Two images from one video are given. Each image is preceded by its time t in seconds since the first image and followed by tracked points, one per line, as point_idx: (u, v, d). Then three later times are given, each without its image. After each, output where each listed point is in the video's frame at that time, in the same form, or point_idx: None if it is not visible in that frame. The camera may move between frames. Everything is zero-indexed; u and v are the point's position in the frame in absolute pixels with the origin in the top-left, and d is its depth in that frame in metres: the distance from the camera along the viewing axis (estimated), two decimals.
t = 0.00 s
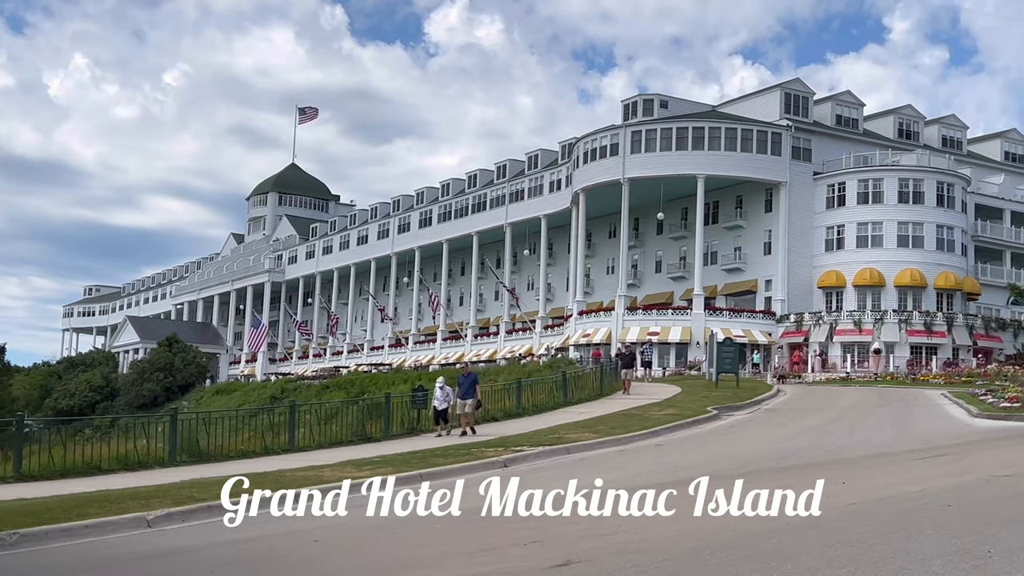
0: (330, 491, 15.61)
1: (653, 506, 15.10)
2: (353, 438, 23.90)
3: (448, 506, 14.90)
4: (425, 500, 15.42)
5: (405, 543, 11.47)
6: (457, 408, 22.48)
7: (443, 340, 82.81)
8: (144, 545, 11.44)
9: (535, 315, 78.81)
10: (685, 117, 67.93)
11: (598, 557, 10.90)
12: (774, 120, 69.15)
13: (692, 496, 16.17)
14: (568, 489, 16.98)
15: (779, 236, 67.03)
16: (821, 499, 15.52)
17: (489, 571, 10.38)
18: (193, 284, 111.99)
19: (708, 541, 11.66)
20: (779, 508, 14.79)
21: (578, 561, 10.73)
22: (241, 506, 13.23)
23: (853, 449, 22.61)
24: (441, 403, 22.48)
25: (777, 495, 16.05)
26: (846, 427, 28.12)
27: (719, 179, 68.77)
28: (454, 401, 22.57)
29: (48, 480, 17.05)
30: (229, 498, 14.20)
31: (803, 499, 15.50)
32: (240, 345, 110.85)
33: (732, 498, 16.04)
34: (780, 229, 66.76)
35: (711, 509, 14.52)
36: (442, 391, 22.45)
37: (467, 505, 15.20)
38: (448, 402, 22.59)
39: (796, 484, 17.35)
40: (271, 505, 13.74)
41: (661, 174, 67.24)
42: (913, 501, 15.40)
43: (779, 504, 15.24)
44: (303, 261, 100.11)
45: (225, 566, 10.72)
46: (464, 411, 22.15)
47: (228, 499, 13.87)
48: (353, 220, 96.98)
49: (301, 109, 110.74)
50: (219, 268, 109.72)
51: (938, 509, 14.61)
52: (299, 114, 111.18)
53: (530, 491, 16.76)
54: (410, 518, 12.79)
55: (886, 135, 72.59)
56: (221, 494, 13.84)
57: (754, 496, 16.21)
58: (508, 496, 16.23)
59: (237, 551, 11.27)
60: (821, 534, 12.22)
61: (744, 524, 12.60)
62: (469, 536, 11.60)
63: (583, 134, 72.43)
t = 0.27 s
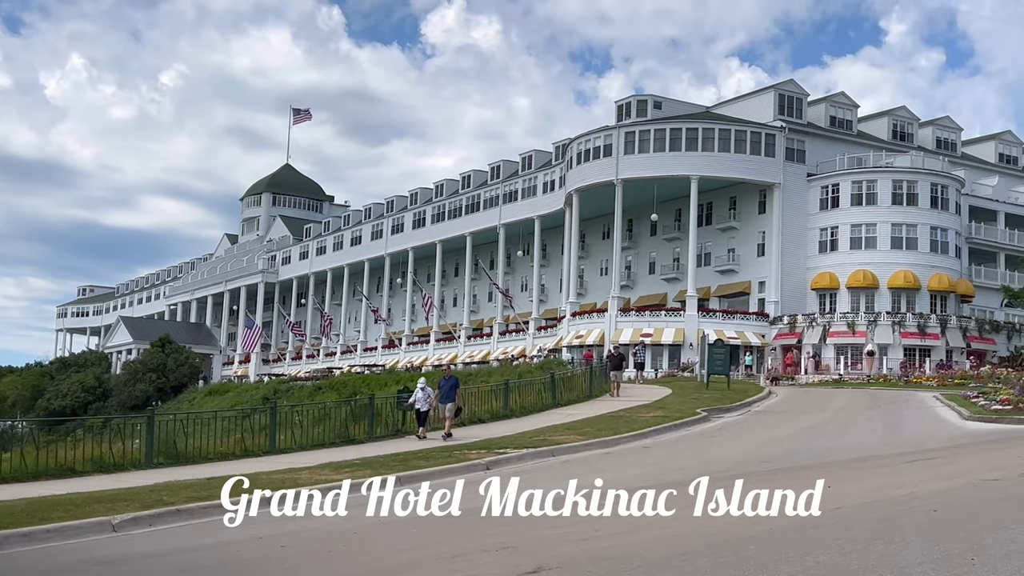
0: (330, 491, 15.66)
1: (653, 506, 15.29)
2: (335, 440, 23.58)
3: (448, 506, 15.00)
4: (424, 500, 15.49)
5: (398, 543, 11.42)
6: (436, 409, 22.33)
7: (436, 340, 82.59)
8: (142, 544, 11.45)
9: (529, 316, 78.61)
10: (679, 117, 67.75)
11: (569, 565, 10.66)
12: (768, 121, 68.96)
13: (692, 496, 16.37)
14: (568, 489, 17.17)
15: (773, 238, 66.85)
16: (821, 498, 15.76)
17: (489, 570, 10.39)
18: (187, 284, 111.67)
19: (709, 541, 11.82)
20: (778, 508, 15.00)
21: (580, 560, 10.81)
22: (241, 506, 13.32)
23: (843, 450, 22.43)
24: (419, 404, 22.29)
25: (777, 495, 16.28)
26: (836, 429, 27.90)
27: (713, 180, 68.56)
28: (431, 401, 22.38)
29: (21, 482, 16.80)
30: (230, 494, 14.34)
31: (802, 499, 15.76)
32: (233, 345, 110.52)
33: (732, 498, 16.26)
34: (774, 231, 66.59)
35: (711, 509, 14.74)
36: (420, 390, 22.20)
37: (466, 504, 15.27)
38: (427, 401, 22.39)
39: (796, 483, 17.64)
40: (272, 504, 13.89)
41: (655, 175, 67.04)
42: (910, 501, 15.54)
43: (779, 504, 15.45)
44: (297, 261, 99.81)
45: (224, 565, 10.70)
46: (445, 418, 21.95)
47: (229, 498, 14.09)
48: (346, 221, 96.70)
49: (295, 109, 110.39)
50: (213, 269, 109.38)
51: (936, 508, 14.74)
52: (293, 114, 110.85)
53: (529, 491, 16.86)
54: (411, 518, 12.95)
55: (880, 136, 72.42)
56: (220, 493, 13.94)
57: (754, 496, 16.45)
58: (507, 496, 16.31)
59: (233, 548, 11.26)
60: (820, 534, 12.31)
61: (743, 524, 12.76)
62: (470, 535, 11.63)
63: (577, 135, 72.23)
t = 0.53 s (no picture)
0: (331, 490, 15.71)
1: (653, 506, 15.53)
2: (316, 442, 23.18)
3: (448, 506, 15.09)
4: (424, 500, 15.52)
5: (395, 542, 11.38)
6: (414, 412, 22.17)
7: (429, 341, 82.38)
8: (138, 543, 11.44)
9: (522, 316, 78.41)
10: (672, 118, 67.54)
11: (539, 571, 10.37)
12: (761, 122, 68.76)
13: (692, 496, 16.62)
14: (568, 489, 17.37)
15: (766, 239, 66.66)
16: (820, 498, 16.02)
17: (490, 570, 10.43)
18: (179, 285, 111.30)
19: (712, 540, 11.96)
20: (779, 508, 15.21)
21: (584, 560, 10.88)
22: (242, 506, 13.40)
23: (832, 452, 22.25)
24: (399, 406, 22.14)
25: (776, 494, 16.56)
26: (826, 431, 27.69)
27: (706, 181, 68.33)
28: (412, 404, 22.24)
29: None
30: (230, 500, 14.58)
31: (801, 499, 16.04)
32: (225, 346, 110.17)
33: (732, 498, 16.52)
34: (767, 232, 66.39)
35: (711, 509, 14.97)
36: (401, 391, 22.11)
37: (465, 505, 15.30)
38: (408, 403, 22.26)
39: (797, 483, 17.89)
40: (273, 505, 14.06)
41: (648, 176, 66.81)
42: (906, 502, 15.67)
43: (778, 504, 15.70)
44: (290, 262, 99.48)
45: (229, 563, 10.64)
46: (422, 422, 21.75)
47: (230, 498, 14.42)
48: (340, 221, 96.38)
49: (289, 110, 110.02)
50: (206, 269, 109.03)
51: (935, 508, 14.85)
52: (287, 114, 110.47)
53: (529, 490, 16.97)
54: (411, 519, 13.10)
55: (874, 138, 72.26)
56: (221, 496, 14.04)
57: (754, 496, 16.71)
58: (508, 495, 16.40)
59: (233, 547, 11.20)
60: (821, 533, 12.38)
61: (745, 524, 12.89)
62: (470, 536, 11.67)
63: (570, 135, 71.99)
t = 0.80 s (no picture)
0: (331, 490, 15.81)
1: (653, 506, 15.70)
2: (297, 442, 22.70)
3: (449, 506, 15.19)
4: (424, 500, 15.59)
5: (395, 543, 11.46)
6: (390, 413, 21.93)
7: (421, 342, 82.14)
8: (134, 540, 11.47)
9: (514, 317, 78.17)
10: (665, 118, 67.32)
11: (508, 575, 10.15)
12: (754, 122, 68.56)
13: (692, 496, 16.82)
14: (568, 489, 17.53)
15: (758, 239, 66.45)
16: (820, 498, 16.23)
17: (495, 568, 10.54)
18: (171, 284, 110.88)
19: (714, 538, 12.13)
20: (778, 508, 15.44)
21: (589, 557, 11.08)
22: (242, 506, 13.50)
23: (820, 454, 21.94)
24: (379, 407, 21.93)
25: (776, 494, 16.75)
26: (815, 432, 27.40)
27: (699, 181, 68.09)
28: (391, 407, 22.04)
29: None
30: (230, 498, 14.66)
31: (800, 499, 16.24)
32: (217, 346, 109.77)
33: (731, 498, 16.73)
34: (760, 232, 66.20)
35: (712, 509, 15.15)
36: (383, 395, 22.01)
37: (467, 504, 15.43)
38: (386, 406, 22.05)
39: (796, 482, 18.07)
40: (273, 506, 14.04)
41: (640, 176, 66.60)
42: (907, 501, 15.90)
43: (778, 504, 15.93)
44: (281, 262, 99.15)
45: (241, 557, 10.74)
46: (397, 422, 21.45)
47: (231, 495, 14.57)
48: (332, 221, 96.06)
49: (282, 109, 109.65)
50: (198, 269, 108.60)
51: (933, 508, 15.03)
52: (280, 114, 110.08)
53: (529, 491, 17.11)
54: (415, 519, 13.22)
55: (867, 138, 72.11)
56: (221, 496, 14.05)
57: (754, 495, 16.91)
58: (508, 496, 16.52)
59: (241, 544, 11.33)
60: (821, 532, 12.57)
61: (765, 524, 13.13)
62: (476, 539, 11.82)
63: (562, 135, 71.74)
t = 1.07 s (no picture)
0: (331, 491, 15.74)
1: (653, 506, 15.68)
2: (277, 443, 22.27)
3: (449, 506, 15.10)
4: (425, 500, 15.49)
5: (396, 542, 11.40)
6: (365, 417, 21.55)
7: (413, 341, 81.88)
8: (119, 542, 11.35)
9: (506, 317, 77.93)
10: (657, 117, 67.10)
11: None
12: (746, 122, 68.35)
13: (692, 496, 16.82)
14: (568, 489, 17.49)
15: (751, 239, 66.24)
16: (820, 498, 16.26)
17: (498, 568, 10.51)
18: (163, 284, 110.48)
19: (717, 537, 12.09)
20: (778, 507, 15.46)
21: (593, 558, 11.08)
22: (242, 505, 13.47)
23: (808, 456, 21.66)
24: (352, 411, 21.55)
25: (776, 494, 16.75)
26: (803, 433, 27.14)
27: (691, 181, 67.87)
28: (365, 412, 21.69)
29: None
30: (230, 495, 14.60)
31: (800, 499, 16.25)
32: (210, 345, 109.38)
33: (732, 498, 16.73)
34: (752, 232, 66.00)
35: (712, 509, 15.13)
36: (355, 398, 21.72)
37: (466, 503, 15.39)
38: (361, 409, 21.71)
39: (795, 482, 18.08)
40: (272, 505, 13.95)
41: (632, 175, 66.36)
42: (906, 499, 15.92)
43: (778, 504, 15.95)
44: (274, 261, 98.79)
45: (244, 557, 10.68)
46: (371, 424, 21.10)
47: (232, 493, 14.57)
48: (324, 221, 95.73)
49: (274, 108, 109.29)
50: (190, 268, 108.18)
51: (932, 508, 15.00)
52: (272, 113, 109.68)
53: (529, 490, 17.04)
54: (413, 518, 13.20)
55: (860, 138, 71.93)
56: (220, 496, 13.95)
57: (754, 495, 16.91)
58: (508, 496, 16.48)
59: (237, 546, 11.24)
60: (823, 530, 12.55)
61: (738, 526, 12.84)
62: (478, 536, 11.80)
63: (554, 134, 71.48)
